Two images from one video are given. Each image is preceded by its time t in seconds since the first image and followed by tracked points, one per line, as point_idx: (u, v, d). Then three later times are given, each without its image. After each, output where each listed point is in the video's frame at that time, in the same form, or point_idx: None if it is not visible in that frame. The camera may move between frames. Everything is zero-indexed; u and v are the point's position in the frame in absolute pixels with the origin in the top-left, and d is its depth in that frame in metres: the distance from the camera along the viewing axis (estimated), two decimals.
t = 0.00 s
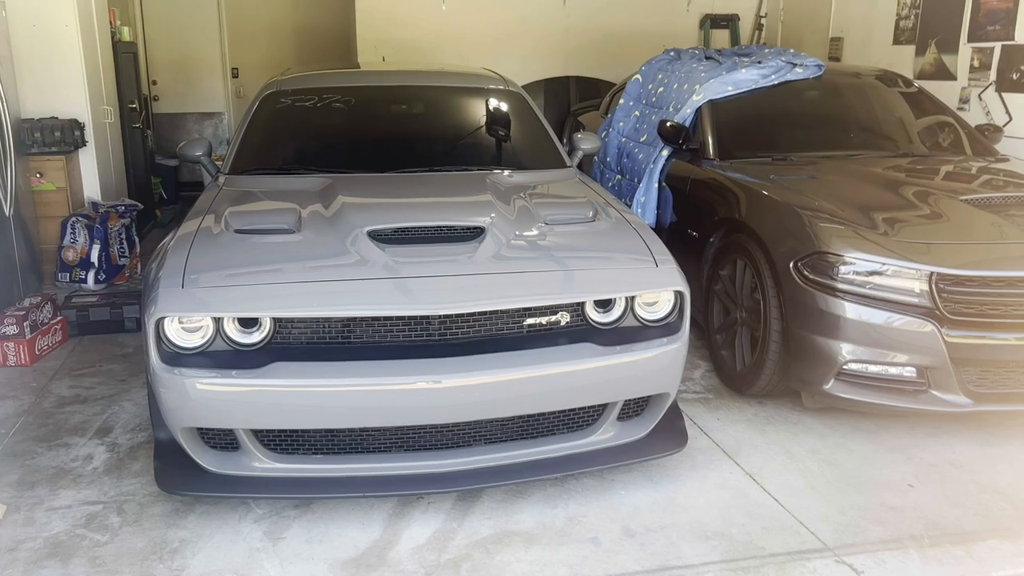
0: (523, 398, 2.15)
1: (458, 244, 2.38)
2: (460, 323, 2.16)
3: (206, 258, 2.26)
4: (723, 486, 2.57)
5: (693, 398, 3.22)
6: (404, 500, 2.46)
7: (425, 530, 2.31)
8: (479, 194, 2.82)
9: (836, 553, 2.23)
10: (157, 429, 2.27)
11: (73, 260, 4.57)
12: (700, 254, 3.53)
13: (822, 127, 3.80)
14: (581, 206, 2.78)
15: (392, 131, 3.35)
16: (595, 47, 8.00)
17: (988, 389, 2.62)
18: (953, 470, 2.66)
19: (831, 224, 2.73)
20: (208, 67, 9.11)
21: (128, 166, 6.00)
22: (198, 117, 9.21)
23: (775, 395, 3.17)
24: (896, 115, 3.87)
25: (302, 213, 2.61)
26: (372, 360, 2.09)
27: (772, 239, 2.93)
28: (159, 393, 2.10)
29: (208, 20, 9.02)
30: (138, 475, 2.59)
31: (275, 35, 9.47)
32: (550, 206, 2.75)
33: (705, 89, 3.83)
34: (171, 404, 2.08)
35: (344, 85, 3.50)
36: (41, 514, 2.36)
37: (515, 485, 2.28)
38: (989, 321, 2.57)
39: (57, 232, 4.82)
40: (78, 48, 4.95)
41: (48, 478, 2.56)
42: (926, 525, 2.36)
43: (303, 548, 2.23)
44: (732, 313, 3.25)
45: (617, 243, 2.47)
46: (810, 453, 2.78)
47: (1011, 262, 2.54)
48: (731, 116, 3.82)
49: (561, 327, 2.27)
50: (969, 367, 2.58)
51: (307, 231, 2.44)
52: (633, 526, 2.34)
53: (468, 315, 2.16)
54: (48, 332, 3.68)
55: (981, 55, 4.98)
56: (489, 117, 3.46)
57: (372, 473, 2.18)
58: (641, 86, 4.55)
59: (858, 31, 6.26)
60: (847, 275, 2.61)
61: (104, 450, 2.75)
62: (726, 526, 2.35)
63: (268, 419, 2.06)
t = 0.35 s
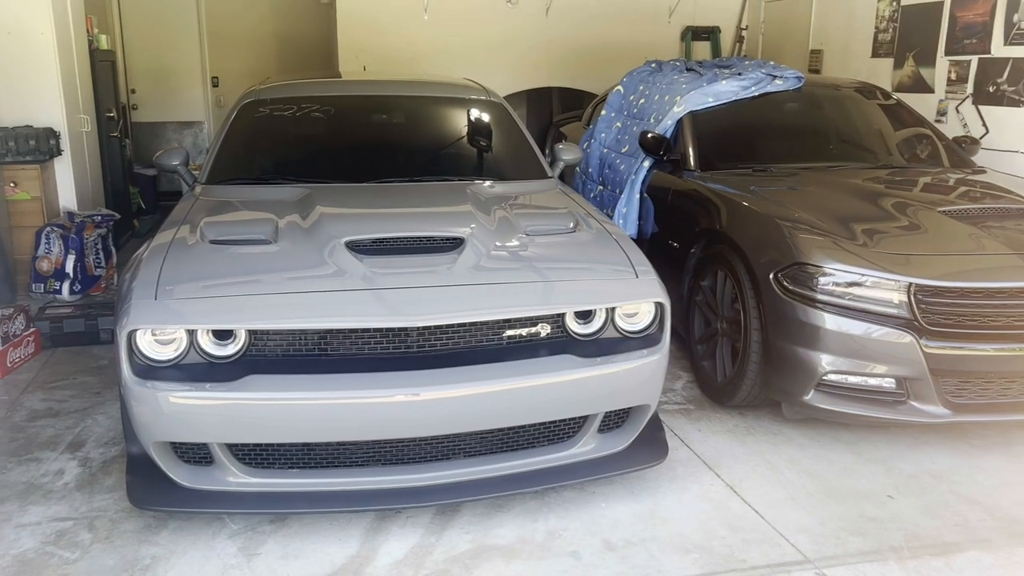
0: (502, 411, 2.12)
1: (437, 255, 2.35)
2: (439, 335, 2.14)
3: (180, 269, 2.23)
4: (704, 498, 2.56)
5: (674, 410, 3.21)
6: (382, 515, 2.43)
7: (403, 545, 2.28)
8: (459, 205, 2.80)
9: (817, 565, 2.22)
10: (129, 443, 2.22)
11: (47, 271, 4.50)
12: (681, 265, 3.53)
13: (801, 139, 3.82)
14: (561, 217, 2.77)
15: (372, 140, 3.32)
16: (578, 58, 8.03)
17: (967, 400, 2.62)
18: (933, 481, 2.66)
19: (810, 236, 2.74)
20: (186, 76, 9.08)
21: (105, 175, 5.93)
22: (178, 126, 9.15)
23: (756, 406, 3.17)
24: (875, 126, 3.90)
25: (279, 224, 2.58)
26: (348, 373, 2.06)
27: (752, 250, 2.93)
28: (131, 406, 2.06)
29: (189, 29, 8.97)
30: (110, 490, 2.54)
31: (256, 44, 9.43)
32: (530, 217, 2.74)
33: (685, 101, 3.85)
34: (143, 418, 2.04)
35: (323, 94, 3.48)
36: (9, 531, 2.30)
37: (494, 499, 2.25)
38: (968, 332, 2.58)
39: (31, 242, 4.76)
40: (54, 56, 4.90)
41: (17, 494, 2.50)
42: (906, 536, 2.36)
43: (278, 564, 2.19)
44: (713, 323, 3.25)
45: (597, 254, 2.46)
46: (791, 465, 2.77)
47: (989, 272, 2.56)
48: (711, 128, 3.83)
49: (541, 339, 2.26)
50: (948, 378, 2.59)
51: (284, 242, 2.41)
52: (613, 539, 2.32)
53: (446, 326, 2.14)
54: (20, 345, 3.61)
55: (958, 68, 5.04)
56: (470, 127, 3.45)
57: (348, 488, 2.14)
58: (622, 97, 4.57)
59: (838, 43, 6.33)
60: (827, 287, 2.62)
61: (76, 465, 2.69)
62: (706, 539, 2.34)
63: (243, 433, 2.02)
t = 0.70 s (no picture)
0: (491, 417, 2.11)
1: (424, 261, 2.34)
2: (426, 341, 2.13)
3: (164, 277, 2.20)
4: (695, 503, 2.55)
5: (663, 414, 3.20)
6: (370, 523, 2.41)
7: (391, 553, 2.26)
8: (446, 210, 2.79)
9: (808, 570, 2.21)
10: (112, 452, 2.19)
11: (30, 279, 4.45)
12: (669, 268, 3.53)
13: (788, 142, 3.84)
14: (549, 221, 2.76)
15: (358, 145, 3.31)
16: (564, 62, 8.05)
17: (955, 402, 2.63)
18: (922, 484, 2.66)
19: (798, 239, 2.74)
20: (170, 82, 9.02)
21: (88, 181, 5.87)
22: (162, 132, 9.09)
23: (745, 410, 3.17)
24: (861, 129, 3.91)
25: (264, 229, 2.56)
26: (336, 381, 2.04)
27: (739, 253, 2.93)
28: (114, 416, 2.03)
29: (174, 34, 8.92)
30: (94, 501, 2.50)
31: (242, 49, 9.39)
32: (517, 222, 2.72)
33: (672, 105, 3.86)
34: (126, 427, 2.01)
35: (309, 99, 3.46)
36: None
37: (483, 506, 2.23)
38: (955, 334, 2.58)
39: (14, 250, 4.70)
40: (36, 61, 4.85)
41: None
42: (896, 539, 2.36)
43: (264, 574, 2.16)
44: (701, 327, 3.25)
45: (586, 258, 2.45)
46: (781, 469, 2.77)
47: (976, 274, 2.57)
48: (698, 131, 3.84)
49: (529, 344, 2.24)
50: (937, 380, 2.59)
51: (269, 248, 2.39)
52: (603, 546, 2.31)
53: (434, 332, 2.12)
54: (2, 354, 3.57)
55: (942, 71, 5.08)
56: (457, 132, 3.44)
57: (335, 497, 2.12)
58: (609, 101, 4.57)
59: (823, 47, 6.36)
60: (815, 290, 2.63)
61: (59, 476, 2.65)
62: (697, 544, 2.33)
63: (228, 443, 2.00)
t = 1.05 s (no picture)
0: (488, 421, 2.10)
1: (419, 265, 2.33)
2: (422, 345, 2.12)
3: (157, 283, 2.18)
4: (693, 505, 2.54)
5: (660, 417, 3.19)
6: (367, 529, 2.39)
7: (389, 559, 2.24)
8: (441, 213, 2.78)
9: (807, 572, 2.21)
10: (106, 460, 2.17)
11: (23, 286, 4.42)
12: (665, 270, 3.52)
13: (782, 143, 3.84)
14: (545, 224, 2.75)
15: (352, 149, 3.30)
16: (558, 65, 8.05)
17: (952, 402, 2.63)
18: (920, 485, 2.66)
19: (794, 240, 2.74)
20: (163, 87, 9.05)
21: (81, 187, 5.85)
22: (155, 138, 9.10)
23: (742, 411, 3.16)
24: (855, 130, 3.92)
25: (258, 235, 2.55)
26: (331, 386, 2.03)
27: (735, 255, 2.93)
28: (108, 423, 2.01)
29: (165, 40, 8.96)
30: (88, 509, 2.48)
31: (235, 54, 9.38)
32: (513, 225, 2.72)
33: (666, 107, 3.87)
34: (120, 435, 1.99)
35: (302, 103, 3.45)
36: None
37: (481, 511, 2.22)
38: (952, 334, 2.58)
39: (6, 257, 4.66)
40: (27, 68, 4.84)
41: None
42: (895, 540, 2.35)
43: None
44: (698, 329, 3.24)
45: (582, 261, 2.45)
46: (779, 471, 2.76)
47: (972, 274, 2.57)
48: (693, 133, 3.84)
49: (526, 348, 2.23)
50: (934, 380, 2.59)
51: (264, 253, 2.38)
52: (602, 550, 2.30)
53: (430, 336, 2.11)
54: None
55: (935, 71, 5.09)
56: (451, 135, 3.43)
57: (331, 503, 2.11)
58: (603, 103, 4.57)
59: (816, 48, 6.38)
60: (811, 290, 2.62)
61: (53, 484, 2.63)
62: (696, 547, 2.32)
63: (223, 450, 1.98)
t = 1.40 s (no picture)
0: (478, 421, 2.12)
1: (409, 267, 2.35)
2: (412, 346, 2.14)
3: (148, 287, 2.20)
4: (682, 503, 2.57)
5: (649, 416, 3.22)
6: (359, 529, 2.41)
7: (380, 559, 2.26)
8: (430, 216, 2.81)
9: (793, 567, 2.24)
10: (99, 463, 2.19)
11: (15, 291, 4.43)
12: (654, 271, 3.56)
13: (769, 144, 3.88)
14: (534, 226, 2.78)
15: (343, 153, 3.32)
16: (548, 68, 8.09)
17: (937, 399, 2.66)
18: (906, 481, 2.70)
19: (779, 240, 2.78)
20: (155, 92, 9.07)
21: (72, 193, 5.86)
22: (146, 142, 9.14)
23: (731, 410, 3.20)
24: (841, 131, 3.96)
25: (249, 238, 2.57)
26: (321, 388, 2.05)
27: (722, 255, 2.97)
28: (100, 426, 2.03)
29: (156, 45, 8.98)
30: (81, 512, 2.49)
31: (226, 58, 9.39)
32: (501, 227, 2.74)
33: (655, 109, 3.90)
34: (113, 438, 2.01)
35: (292, 108, 3.47)
36: None
37: (471, 510, 2.24)
38: (936, 332, 2.61)
39: None
40: (18, 73, 4.84)
41: None
42: (880, 535, 2.39)
43: None
44: (686, 329, 3.27)
45: (569, 262, 2.48)
46: (767, 468, 2.79)
47: (955, 272, 2.61)
48: (680, 135, 3.87)
49: (515, 348, 2.26)
50: (918, 377, 2.62)
51: (254, 257, 2.40)
52: (591, 547, 2.33)
53: (420, 338, 2.13)
54: None
55: (921, 73, 5.15)
56: (441, 138, 3.46)
57: (323, 504, 2.13)
58: (593, 106, 4.60)
59: (804, 50, 6.43)
60: (797, 290, 2.66)
61: (46, 488, 2.64)
62: (684, 543, 2.35)
63: (215, 451, 2.00)
